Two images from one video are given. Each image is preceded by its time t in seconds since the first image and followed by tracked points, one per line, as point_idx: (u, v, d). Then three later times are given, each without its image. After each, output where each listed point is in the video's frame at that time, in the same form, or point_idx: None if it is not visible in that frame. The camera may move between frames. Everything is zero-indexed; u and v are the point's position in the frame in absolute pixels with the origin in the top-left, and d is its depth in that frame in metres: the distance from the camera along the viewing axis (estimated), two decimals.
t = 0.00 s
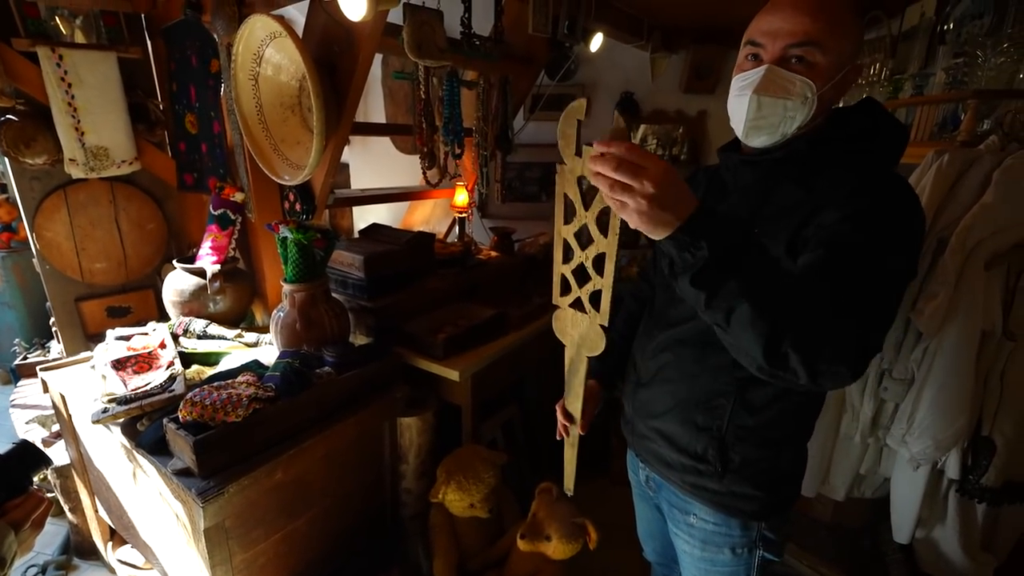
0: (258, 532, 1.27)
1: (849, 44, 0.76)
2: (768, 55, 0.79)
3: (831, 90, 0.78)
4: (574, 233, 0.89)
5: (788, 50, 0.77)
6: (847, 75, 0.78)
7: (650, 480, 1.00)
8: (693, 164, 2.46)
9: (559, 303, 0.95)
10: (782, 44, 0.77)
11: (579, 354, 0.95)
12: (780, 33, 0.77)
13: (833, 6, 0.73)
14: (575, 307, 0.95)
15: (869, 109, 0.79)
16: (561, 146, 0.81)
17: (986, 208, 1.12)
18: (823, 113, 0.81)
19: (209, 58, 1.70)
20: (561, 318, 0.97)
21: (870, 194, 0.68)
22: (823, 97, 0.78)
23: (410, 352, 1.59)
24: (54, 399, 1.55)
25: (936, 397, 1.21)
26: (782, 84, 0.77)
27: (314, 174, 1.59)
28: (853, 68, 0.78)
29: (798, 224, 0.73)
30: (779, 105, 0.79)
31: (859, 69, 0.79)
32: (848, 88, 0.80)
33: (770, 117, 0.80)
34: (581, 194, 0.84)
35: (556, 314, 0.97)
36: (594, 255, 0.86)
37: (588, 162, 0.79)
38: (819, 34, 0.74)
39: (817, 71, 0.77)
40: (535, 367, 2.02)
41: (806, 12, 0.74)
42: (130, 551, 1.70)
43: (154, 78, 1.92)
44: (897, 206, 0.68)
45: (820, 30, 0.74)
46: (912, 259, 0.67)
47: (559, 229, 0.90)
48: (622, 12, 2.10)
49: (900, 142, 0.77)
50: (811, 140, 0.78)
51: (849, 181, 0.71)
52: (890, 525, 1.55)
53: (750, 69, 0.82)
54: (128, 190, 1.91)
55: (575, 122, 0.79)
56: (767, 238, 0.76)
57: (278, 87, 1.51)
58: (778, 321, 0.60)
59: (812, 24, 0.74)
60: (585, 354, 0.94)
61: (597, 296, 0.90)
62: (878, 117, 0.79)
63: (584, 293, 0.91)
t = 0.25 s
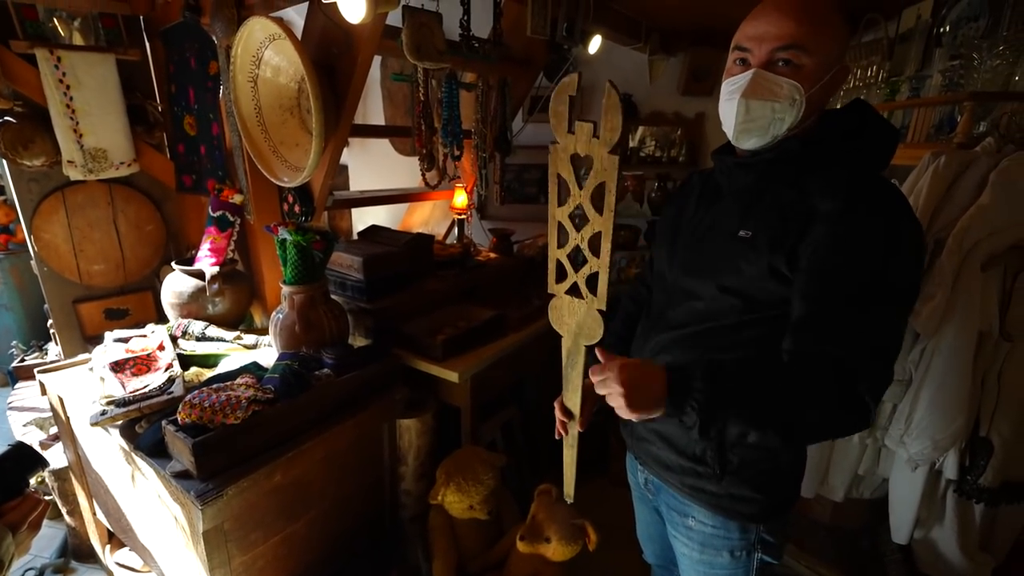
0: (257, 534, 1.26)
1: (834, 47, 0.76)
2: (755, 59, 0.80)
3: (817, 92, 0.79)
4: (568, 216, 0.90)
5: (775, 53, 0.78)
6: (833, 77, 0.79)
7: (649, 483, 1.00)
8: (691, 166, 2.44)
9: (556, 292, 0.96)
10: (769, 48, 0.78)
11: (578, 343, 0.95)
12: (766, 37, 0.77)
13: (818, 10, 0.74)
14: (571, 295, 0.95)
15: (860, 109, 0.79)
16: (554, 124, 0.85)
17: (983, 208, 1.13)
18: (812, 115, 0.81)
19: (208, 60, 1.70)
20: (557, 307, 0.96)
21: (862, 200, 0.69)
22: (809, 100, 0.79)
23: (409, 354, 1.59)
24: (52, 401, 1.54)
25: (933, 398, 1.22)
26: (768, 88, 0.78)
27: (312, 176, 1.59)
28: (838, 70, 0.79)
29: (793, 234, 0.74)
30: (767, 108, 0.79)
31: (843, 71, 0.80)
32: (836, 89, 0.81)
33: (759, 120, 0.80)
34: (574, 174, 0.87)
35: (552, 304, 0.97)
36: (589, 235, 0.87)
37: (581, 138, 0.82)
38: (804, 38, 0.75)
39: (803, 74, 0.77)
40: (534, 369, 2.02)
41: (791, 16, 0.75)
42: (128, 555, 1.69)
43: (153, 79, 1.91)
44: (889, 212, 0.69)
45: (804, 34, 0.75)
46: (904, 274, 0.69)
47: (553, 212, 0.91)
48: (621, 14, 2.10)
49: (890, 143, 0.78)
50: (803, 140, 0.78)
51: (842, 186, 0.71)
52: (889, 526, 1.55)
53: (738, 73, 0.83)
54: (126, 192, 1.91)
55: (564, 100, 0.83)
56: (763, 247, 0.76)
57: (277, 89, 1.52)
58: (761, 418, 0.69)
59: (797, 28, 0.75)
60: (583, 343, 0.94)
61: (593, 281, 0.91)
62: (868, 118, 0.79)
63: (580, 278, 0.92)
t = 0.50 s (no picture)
0: (255, 537, 1.26)
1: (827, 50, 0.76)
2: (748, 62, 0.80)
3: (813, 94, 0.79)
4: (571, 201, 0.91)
5: (768, 57, 0.78)
6: (829, 80, 0.78)
7: (646, 484, 1.00)
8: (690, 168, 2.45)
9: (557, 281, 0.97)
10: (762, 52, 0.78)
11: (579, 335, 0.98)
12: (759, 41, 0.78)
13: (812, 13, 0.75)
14: (573, 283, 0.97)
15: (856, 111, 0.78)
16: (559, 108, 0.86)
17: (980, 210, 1.13)
18: (810, 117, 0.81)
19: (207, 61, 1.70)
20: (559, 296, 0.98)
21: (858, 204, 0.68)
22: (805, 102, 0.79)
23: (408, 355, 1.58)
24: (50, 403, 1.54)
25: (932, 400, 1.22)
26: (762, 91, 0.78)
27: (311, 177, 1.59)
28: (833, 72, 0.78)
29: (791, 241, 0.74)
30: (761, 111, 0.79)
31: (839, 73, 0.79)
32: (833, 92, 0.80)
33: (753, 123, 0.80)
34: (579, 159, 0.88)
35: (554, 293, 0.98)
36: (593, 220, 0.89)
37: (587, 121, 0.84)
38: (798, 41, 0.75)
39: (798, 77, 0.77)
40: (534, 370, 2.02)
41: (784, 20, 0.75)
42: (126, 557, 1.67)
43: (153, 80, 1.91)
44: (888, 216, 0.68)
45: (797, 37, 0.76)
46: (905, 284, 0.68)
47: (556, 198, 0.92)
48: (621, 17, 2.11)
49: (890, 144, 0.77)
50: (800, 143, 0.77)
51: (839, 190, 0.71)
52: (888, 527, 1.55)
53: (732, 77, 0.83)
54: (125, 193, 1.91)
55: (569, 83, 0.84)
56: (761, 254, 0.76)
57: (277, 90, 1.52)
58: (827, 506, 0.69)
59: (788, 32, 0.75)
60: (585, 334, 0.97)
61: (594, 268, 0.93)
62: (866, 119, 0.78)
63: (583, 265, 0.93)
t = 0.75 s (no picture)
0: (253, 539, 1.26)
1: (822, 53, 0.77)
2: (742, 65, 0.81)
3: (808, 97, 0.79)
4: (558, 186, 0.91)
5: (761, 60, 0.78)
6: (824, 83, 0.79)
7: (643, 485, 1.00)
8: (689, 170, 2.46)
9: (548, 268, 0.97)
10: (756, 55, 0.78)
11: (571, 323, 0.98)
12: (754, 44, 0.78)
13: (809, 15, 0.75)
14: (563, 271, 0.97)
15: (855, 115, 0.79)
16: (543, 93, 0.87)
17: (978, 213, 1.14)
18: (806, 120, 0.81)
19: (207, 63, 1.70)
20: (550, 285, 0.98)
21: (858, 210, 0.69)
22: (798, 105, 0.79)
23: (406, 357, 1.58)
24: (48, 404, 1.54)
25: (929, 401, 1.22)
26: (756, 95, 0.78)
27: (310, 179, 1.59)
28: (828, 75, 0.78)
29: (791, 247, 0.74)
30: (754, 115, 0.80)
31: (834, 76, 0.79)
32: (828, 95, 0.81)
33: (747, 127, 0.81)
34: (564, 143, 0.88)
35: (545, 282, 0.98)
36: (579, 203, 0.88)
37: (570, 104, 0.85)
38: (793, 45, 0.76)
39: (791, 80, 0.78)
40: (532, 372, 2.02)
41: (780, 23, 0.75)
42: (124, 559, 1.68)
43: (152, 81, 1.91)
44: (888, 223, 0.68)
45: (792, 40, 0.76)
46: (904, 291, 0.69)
47: (544, 183, 0.92)
48: (620, 20, 2.11)
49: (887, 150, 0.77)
50: (799, 149, 0.78)
51: (840, 197, 0.71)
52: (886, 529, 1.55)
53: (727, 80, 0.84)
54: (124, 194, 1.91)
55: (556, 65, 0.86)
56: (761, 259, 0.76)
57: (276, 92, 1.52)
58: (876, 519, 0.69)
59: (782, 35, 0.76)
60: (576, 322, 0.97)
61: (583, 254, 0.92)
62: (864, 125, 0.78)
63: (571, 250, 0.93)
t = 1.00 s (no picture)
0: (251, 541, 1.25)
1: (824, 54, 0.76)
2: (742, 64, 0.80)
3: (808, 97, 0.78)
4: (550, 180, 0.90)
5: (761, 59, 0.78)
6: (824, 84, 0.78)
7: (645, 489, 0.99)
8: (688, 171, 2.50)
9: (540, 263, 0.96)
10: (755, 54, 0.78)
11: (565, 319, 0.96)
12: (754, 42, 0.78)
13: (812, 14, 0.74)
14: (557, 265, 0.96)
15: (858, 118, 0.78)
16: (533, 87, 0.85)
17: (977, 215, 1.14)
18: (807, 121, 0.81)
19: (207, 64, 1.70)
20: (543, 280, 0.97)
21: (861, 213, 0.69)
22: (795, 107, 0.79)
23: (406, 358, 1.58)
24: (46, 405, 1.54)
25: (930, 404, 1.22)
26: (753, 93, 0.79)
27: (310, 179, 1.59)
28: (828, 77, 0.78)
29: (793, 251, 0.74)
30: (750, 114, 0.80)
31: (835, 79, 0.79)
32: (828, 97, 0.80)
33: (743, 125, 0.81)
34: (555, 137, 0.87)
35: (538, 278, 0.97)
36: (571, 198, 0.88)
37: (559, 98, 0.83)
38: (793, 45, 0.75)
39: (789, 81, 0.77)
40: (532, 373, 2.02)
41: (781, 22, 0.75)
42: (122, 560, 1.68)
43: (152, 82, 1.91)
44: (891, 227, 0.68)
45: (793, 40, 0.75)
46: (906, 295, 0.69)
47: (536, 177, 0.91)
48: (620, 22, 2.12)
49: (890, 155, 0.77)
50: (802, 151, 0.77)
51: (842, 202, 0.71)
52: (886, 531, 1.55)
53: (728, 78, 0.84)
54: (124, 195, 1.90)
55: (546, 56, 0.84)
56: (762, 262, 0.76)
57: (276, 93, 1.52)
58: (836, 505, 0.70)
59: (783, 34, 0.75)
60: (570, 318, 0.96)
61: (576, 248, 0.92)
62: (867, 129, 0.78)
63: (564, 246, 0.92)
